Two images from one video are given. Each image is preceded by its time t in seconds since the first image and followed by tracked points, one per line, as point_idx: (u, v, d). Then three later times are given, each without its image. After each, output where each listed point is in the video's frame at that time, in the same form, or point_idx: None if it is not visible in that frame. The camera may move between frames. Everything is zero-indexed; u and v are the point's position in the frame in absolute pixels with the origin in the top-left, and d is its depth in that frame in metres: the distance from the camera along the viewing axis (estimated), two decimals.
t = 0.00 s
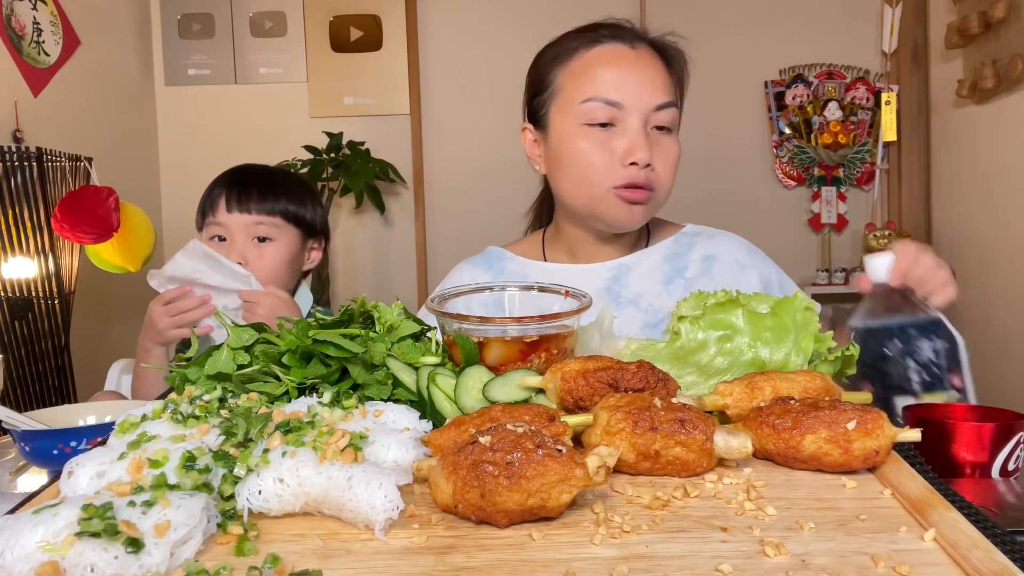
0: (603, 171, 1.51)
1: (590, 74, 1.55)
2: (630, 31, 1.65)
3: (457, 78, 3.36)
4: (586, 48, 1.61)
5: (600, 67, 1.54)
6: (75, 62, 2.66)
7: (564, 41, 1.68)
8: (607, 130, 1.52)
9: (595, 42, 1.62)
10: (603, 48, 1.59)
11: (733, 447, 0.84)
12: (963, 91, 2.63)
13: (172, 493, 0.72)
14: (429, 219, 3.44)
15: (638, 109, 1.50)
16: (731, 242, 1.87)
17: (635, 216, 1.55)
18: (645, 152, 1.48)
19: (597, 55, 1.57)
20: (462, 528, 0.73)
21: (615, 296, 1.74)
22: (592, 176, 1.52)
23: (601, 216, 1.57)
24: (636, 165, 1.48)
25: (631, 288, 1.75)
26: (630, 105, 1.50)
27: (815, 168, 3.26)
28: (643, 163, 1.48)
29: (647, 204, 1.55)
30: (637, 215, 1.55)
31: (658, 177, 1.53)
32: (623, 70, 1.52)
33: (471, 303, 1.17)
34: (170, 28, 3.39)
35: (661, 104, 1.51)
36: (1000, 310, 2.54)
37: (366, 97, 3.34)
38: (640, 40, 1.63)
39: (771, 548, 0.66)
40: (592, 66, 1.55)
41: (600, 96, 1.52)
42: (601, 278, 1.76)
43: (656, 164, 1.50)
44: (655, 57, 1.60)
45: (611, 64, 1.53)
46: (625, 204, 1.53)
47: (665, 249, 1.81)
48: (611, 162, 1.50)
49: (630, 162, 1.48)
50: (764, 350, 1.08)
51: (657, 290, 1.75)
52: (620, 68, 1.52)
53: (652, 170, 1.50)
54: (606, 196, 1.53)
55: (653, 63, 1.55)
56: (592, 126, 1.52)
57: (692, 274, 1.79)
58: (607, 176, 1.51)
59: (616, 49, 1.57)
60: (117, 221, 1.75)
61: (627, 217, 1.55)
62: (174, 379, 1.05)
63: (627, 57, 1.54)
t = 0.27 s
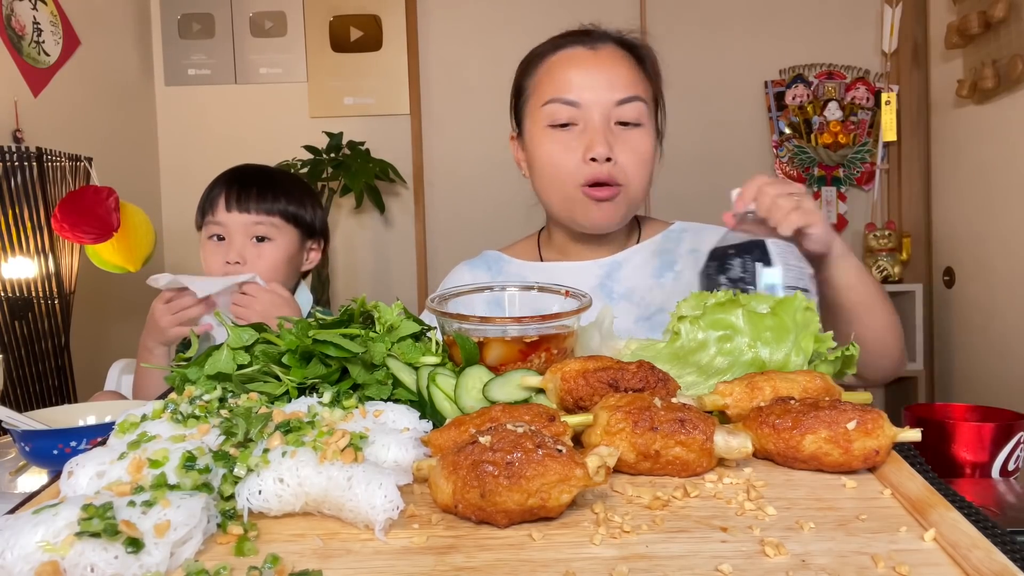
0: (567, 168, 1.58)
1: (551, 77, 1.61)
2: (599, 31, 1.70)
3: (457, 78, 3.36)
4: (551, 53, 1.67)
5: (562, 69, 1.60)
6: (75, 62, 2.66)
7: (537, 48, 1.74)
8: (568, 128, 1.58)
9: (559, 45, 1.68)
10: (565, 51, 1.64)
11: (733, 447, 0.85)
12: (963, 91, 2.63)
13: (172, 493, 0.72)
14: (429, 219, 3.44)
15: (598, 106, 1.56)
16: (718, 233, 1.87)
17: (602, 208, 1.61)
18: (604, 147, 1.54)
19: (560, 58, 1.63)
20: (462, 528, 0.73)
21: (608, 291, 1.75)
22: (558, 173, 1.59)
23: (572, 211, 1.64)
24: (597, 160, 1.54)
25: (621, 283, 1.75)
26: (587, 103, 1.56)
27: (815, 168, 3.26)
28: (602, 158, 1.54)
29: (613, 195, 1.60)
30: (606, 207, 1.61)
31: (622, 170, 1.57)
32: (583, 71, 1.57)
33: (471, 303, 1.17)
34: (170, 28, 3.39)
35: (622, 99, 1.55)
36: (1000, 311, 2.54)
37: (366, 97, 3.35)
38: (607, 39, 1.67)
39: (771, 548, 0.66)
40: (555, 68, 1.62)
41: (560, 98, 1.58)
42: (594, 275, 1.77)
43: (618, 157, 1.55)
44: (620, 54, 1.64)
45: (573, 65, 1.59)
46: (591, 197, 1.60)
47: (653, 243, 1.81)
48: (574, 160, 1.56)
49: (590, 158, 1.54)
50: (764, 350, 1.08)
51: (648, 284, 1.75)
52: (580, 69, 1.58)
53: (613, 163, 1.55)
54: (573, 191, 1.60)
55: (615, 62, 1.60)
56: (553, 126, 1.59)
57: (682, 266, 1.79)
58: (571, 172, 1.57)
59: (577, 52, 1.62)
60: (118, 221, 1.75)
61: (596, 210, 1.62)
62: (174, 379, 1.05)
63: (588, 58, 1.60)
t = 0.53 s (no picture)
0: (529, 175, 1.62)
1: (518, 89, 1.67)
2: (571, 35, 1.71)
3: (457, 78, 3.36)
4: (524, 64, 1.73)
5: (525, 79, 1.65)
6: (75, 62, 2.66)
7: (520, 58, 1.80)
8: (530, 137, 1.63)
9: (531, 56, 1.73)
10: (532, 61, 1.69)
11: (733, 447, 0.84)
12: (963, 91, 2.63)
13: (172, 493, 0.72)
14: (429, 219, 3.44)
15: (552, 112, 1.58)
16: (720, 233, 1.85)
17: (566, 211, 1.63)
18: (554, 152, 1.56)
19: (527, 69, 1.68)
20: (461, 528, 0.73)
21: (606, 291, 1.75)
22: (524, 180, 1.65)
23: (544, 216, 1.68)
24: (552, 165, 1.57)
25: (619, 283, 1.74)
26: (541, 110, 1.59)
27: (815, 168, 3.26)
28: (553, 163, 1.57)
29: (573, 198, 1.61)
30: (568, 210, 1.63)
31: (577, 171, 1.58)
32: (540, 79, 1.61)
33: (472, 303, 1.17)
34: (170, 28, 3.39)
35: (574, 103, 1.57)
36: (1000, 311, 2.54)
37: (366, 97, 3.35)
38: (574, 43, 1.68)
39: (771, 548, 0.66)
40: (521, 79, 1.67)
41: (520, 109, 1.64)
42: (592, 275, 1.77)
43: (570, 161, 1.57)
44: (584, 56, 1.64)
45: (534, 74, 1.63)
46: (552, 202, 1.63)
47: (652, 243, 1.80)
48: (533, 166, 1.61)
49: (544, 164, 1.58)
50: (764, 350, 1.08)
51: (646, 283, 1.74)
52: (537, 77, 1.62)
53: (565, 167, 1.57)
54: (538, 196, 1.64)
55: (572, 66, 1.61)
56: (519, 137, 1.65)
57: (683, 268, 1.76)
58: (532, 179, 1.62)
59: (539, 61, 1.66)
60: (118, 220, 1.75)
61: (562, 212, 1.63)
62: (174, 379, 1.05)
63: (547, 66, 1.63)
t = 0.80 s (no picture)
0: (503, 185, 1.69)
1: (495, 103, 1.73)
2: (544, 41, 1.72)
3: (457, 78, 3.36)
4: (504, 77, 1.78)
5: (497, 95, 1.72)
6: (75, 62, 2.65)
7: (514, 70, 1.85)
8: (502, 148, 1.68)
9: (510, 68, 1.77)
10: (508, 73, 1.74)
11: (733, 448, 0.85)
12: (963, 91, 2.63)
13: (172, 493, 0.72)
14: (429, 219, 3.44)
15: (509, 123, 1.63)
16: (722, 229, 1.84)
17: (534, 216, 1.64)
18: (511, 161, 1.61)
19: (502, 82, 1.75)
20: (462, 528, 0.73)
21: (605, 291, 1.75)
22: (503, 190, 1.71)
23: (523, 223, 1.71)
24: (513, 174, 1.61)
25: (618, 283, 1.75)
26: (504, 121, 1.64)
27: (815, 168, 3.26)
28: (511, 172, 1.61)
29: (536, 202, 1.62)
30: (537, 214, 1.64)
31: (536, 176, 1.59)
32: (503, 93, 1.67)
33: (472, 303, 1.17)
34: (170, 28, 3.39)
35: (524, 111, 1.60)
36: (1000, 311, 2.54)
37: (366, 97, 3.35)
38: (541, 49, 1.70)
39: (771, 548, 0.66)
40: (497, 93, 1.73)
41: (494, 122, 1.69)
42: (592, 275, 1.77)
43: (526, 168, 1.59)
44: (543, 62, 1.66)
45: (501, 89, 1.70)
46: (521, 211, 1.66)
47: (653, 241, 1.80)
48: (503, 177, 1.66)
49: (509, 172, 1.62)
50: (764, 350, 1.08)
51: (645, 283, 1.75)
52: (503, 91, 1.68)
53: (521, 174, 1.60)
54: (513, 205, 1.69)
55: (528, 75, 1.64)
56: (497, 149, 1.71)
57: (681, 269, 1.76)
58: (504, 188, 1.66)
59: (510, 73, 1.71)
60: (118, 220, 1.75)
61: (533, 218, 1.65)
62: (174, 379, 1.05)
63: (510, 79, 1.68)
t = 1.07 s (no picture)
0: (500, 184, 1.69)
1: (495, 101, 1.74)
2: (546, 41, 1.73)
3: (457, 78, 3.36)
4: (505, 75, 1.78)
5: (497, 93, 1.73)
6: (75, 62, 2.66)
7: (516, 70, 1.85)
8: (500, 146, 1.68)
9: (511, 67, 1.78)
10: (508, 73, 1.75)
11: (733, 447, 0.85)
12: (963, 91, 2.63)
13: (172, 493, 0.72)
14: (429, 219, 3.44)
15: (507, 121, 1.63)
16: (721, 230, 1.84)
17: (529, 214, 1.64)
18: (508, 159, 1.61)
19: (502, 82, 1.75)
20: (462, 528, 0.73)
21: (603, 291, 1.76)
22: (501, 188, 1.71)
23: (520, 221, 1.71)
24: (510, 171, 1.61)
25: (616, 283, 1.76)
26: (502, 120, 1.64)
27: (815, 168, 3.26)
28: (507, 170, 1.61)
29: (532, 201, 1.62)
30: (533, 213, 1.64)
31: (532, 174, 1.59)
32: (502, 91, 1.67)
33: (471, 303, 1.17)
34: (170, 28, 3.39)
35: (522, 108, 1.60)
36: (1000, 311, 2.54)
37: (366, 97, 3.35)
38: (541, 48, 1.70)
39: (771, 548, 0.66)
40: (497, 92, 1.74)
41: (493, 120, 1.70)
42: (590, 275, 1.78)
43: (523, 167, 1.59)
44: (543, 61, 1.66)
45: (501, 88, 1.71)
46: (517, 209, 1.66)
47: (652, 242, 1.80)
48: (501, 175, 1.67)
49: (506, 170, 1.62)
50: (764, 350, 1.08)
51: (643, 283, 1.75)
52: (502, 89, 1.68)
53: (518, 172, 1.60)
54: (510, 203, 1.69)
55: (527, 74, 1.65)
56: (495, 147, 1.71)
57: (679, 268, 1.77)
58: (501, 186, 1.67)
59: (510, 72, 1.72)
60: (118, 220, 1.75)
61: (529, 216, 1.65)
62: (173, 379, 1.05)
63: (510, 78, 1.68)
